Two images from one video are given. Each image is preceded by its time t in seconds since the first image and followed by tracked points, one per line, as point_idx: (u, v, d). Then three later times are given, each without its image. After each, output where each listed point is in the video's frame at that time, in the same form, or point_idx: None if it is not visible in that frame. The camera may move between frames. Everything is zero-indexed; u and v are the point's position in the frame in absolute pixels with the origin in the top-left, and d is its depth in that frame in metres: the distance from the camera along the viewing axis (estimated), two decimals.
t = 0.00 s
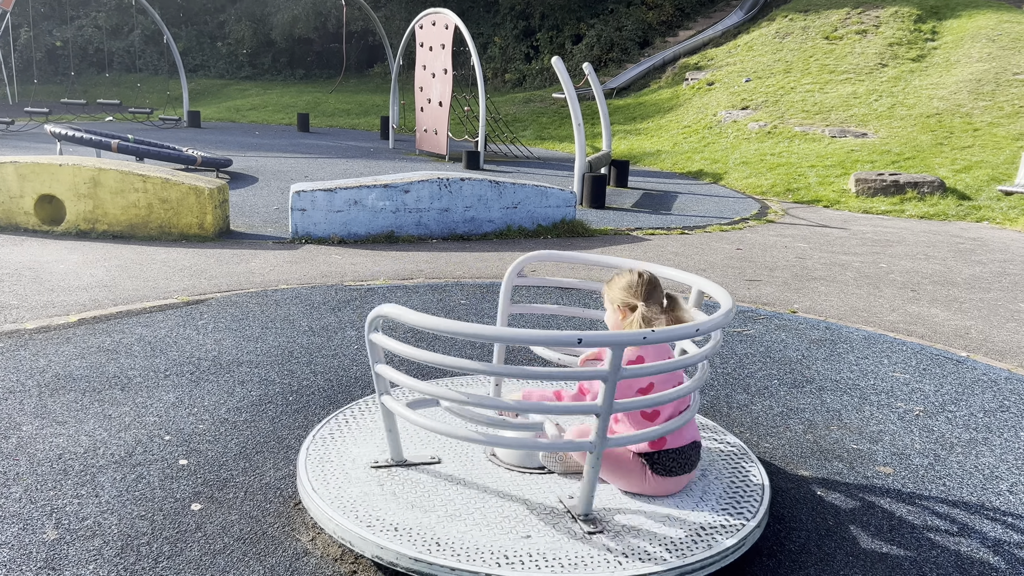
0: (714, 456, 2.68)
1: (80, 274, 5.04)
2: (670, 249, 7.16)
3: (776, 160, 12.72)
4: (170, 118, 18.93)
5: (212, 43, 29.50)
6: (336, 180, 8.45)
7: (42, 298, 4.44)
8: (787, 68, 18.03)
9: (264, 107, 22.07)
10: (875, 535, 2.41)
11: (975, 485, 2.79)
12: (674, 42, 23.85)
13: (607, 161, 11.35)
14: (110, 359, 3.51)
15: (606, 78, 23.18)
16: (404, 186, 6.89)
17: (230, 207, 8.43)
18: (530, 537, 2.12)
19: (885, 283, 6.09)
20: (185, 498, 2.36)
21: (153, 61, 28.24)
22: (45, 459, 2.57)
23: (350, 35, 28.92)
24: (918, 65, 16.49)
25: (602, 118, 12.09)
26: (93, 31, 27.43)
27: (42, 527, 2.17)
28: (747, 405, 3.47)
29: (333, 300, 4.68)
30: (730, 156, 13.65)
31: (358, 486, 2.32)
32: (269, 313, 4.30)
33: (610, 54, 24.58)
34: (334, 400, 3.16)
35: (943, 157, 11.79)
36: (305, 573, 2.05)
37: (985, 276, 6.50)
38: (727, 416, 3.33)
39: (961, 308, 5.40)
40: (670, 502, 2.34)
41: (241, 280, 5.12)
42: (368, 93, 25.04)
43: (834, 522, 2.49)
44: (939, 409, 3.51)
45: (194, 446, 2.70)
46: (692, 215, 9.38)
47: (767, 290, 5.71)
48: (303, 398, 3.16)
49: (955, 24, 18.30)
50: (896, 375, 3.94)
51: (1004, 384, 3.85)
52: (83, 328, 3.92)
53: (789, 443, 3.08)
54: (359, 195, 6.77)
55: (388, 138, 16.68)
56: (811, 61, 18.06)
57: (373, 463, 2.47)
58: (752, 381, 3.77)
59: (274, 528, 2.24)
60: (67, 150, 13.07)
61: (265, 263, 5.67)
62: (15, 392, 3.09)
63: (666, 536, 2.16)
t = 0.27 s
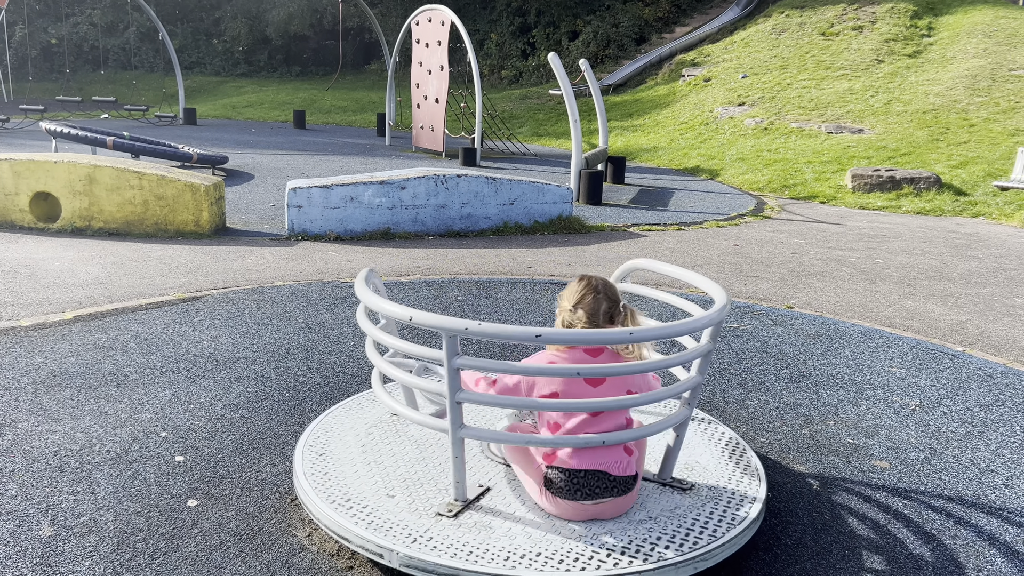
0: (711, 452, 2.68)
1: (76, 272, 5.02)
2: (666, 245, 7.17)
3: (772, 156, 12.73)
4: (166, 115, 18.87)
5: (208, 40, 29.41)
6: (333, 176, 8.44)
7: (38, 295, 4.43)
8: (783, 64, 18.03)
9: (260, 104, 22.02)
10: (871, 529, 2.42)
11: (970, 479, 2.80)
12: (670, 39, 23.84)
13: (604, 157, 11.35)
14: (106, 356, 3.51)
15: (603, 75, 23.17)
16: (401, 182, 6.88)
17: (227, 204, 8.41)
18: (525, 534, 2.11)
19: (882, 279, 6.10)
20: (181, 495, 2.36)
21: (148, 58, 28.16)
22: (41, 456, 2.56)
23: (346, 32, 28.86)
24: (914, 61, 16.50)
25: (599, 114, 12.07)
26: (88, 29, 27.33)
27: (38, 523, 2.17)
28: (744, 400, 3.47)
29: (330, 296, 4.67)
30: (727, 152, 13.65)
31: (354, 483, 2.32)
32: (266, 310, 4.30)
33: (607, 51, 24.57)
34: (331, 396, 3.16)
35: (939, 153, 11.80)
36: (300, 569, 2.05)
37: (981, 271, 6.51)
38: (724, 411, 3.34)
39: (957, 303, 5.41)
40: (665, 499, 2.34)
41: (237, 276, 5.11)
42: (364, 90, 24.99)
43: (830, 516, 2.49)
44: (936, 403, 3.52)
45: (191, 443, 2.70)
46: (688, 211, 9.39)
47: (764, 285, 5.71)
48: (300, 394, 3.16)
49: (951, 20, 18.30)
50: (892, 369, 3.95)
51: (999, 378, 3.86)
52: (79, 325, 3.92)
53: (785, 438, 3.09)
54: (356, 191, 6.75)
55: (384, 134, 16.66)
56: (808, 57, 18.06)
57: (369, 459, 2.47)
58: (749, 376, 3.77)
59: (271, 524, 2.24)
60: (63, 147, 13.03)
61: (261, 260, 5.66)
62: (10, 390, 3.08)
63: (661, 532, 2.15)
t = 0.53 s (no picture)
0: (710, 449, 2.68)
1: (73, 270, 5.02)
2: (664, 242, 7.17)
3: (770, 154, 12.73)
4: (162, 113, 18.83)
5: (205, 38, 29.34)
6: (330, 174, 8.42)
7: (35, 294, 4.42)
8: (781, 61, 18.03)
9: (257, 103, 21.99)
10: (869, 526, 2.42)
11: (968, 476, 2.80)
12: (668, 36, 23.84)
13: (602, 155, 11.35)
14: (103, 355, 3.50)
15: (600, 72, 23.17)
16: (398, 180, 6.88)
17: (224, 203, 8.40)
18: (522, 532, 2.11)
19: (879, 276, 6.10)
20: (180, 493, 2.35)
21: (145, 56, 28.11)
22: (38, 455, 2.56)
23: (343, 30, 28.83)
24: (911, 58, 16.51)
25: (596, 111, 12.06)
26: (84, 27, 27.27)
27: (36, 522, 2.16)
28: (742, 397, 3.48)
29: (327, 294, 4.67)
30: (725, 150, 13.65)
31: (352, 481, 2.32)
32: (264, 308, 4.30)
33: (604, 48, 24.56)
34: (329, 395, 3.16)
35: (936, 150, 11.82)
36: (299, 567, 2.04)
37: (978, 268, 6.51)
38: (721, 408, 3.34)
39: (955, 300, 5.41)
40: (663, 496, 2.34)
41: (235, 275, 5.10)
42: (362, 88, 24.95)
43: (829, 513, 2.49)
44: (933, 400, 3.52)
45: (189, 441, 2.70)
46: (686, 208, 9.39)
47: (761, 283, 5.72)
48: (298, 392, 3.16)
49: (949, 17, 18.33)
50: (890, 366, 3.95)
51: (997, 375, 3.86)
52: (77, 324, 3.91)
53: (784, 435, 3.09)
54: (353, 189, 6.75)
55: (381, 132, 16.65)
56: (805, 54, 18.07)
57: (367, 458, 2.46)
58: (747, 373, 3.78)
59: (269, 522, 2.24)
60: (59, 146, 13.01)
61: (259, 258, 5.66)
62: (7, 388, 3.08)
63: (659, 530, 2.15)
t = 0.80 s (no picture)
0: (709, 448, 2.68)
1: (72, 270, 5.01)
2: (663, 241, 7.17)
3: (769, 153, 12.73)
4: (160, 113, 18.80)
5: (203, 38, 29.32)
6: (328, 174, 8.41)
7: (34, 294, 4.41)
8: (779, 60, 18.04)
9: (256, 102, 21.97)
10: (869, 525, 2.42)
11: (968, 475, 2.80)
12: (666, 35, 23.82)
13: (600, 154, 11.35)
14: (102, 355, 3.49)
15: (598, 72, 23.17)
16: (397, 179, 6.88)
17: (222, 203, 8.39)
18: (519, 531, 2.11)
19: (878, 274, 6.11)
20: (178, 494, 2.35)
21: (143, 56, 28.08)
22: (37, 456, 2.55)
23: (341, 29, 28.81)
24: (909, 57, 16.52)
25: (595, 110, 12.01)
26: (82, 26, 27.23)
27: (34, 524, 2.15)
28: (741, 396, 3.47)
29: (325, 294, 4.66)
30: (724, 149, 13.65)
31: (350, 481, 2.32)
32: (262, 308, 4.29)
33: (603, 47, 24.56)
34: (327, 395, 3.15)
35: (935, 148, 11.82)
36: (298, 569, 2.04)
37: (977, 267, 6.52)
38: (720, 408, 3.34)
39: (953, 299, 5.42)
40: (660, 495, 2.33)
41: (233, 275, 5.09)
42: (360, 87, 24.94)
43: (828, 513, 2.49)
44: (933, 399, 3.52)
45: (188, 442, 2.69)
46: (685, 207, 9.39)
47: (760, 282, 5.72)
48: (297, 392, 3.16)
49: (946, 15, 18.34)
50: (889, 365, 3.95)
51: (996, 374, 3.86)
52: (75, 324, 3.90)
53: (783, 434, 3.09)
54: (352, 189, 6.75)
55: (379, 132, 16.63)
56: (803, 53, 18.07)
57: (366, 459, 2.46)
58: (746, 372, 3.77)
59: (268, 523, 2.23)
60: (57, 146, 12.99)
61: (257, 258, 5.65)
62: (6, 389, 3.07)
63: (655, 529, 2.15)
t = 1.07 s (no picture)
0: (708, 448, 2.68)
1: (71, 272, 5.00)
2: (662, 242, 7.16)
3: (768, 153, 12.73)
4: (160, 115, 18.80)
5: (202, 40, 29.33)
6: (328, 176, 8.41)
7: (33, 297, 4.40)
8: (778, 60, 18.04)
9: (255, 103, 21.97)
10: (870, 526, 2.42)
11: (968, 475, 2.80)
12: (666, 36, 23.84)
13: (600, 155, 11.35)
14: (101, 357, 3.48)
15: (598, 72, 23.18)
16: (396, 180, 6.88)
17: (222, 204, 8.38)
18: (522, 533, 2.11)
19: (878, 275, 6.10)
20: (178, 497, 2.34)
21: (142, 57, 28.08)
22: (36, 458, 2.55)
23: (340, 30, 28.83)
24: (909, 57, 16.53)
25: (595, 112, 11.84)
26: (81, 28, 27.23)
27: (34, 527, 2.15)
28: (741, 397, 3.47)
29: (325, 296, 4.66)
30: (723, 149, 13.65)
31: (350, 483, 2.31)
32: (262, 310, 4.29)
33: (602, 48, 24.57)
34: (327, 397, 3.15)
35: (934, 148, 11.82)
36: (298, 571, 2.03)
37: (977, 267, 6.52)
38: (720, 408, 3.33)
39: (953, 299, 5.41)
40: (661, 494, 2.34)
41: (232, 276, 5.09)
42: (360, 88, 24.95)
43: (828, 514, 2.49)
44: (933, 399, 3.52)
45: (187, 444, 2.69)
46: (685, 208, 9.38)
47: (759, 282, 5.71)
48: (297, 394, 3.16)
49: (945, 15, 18.37)
50: (890, 366, 3.95)
51: (997, 374, 3.86)
52: (74, 326, 3.89)
53: (784, 435, 3.09)
54: (351, 190, 6.74)
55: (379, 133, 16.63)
56: (802, 54, 18.08)
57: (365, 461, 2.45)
58: (746, 373, 3.77)
59: (268, 525, 2.23)
60: (56, 147, 12.98)
61: (257, 260, 5.65)
62: (5, 392, 3.07)
63: (657, 529, 2.15)
